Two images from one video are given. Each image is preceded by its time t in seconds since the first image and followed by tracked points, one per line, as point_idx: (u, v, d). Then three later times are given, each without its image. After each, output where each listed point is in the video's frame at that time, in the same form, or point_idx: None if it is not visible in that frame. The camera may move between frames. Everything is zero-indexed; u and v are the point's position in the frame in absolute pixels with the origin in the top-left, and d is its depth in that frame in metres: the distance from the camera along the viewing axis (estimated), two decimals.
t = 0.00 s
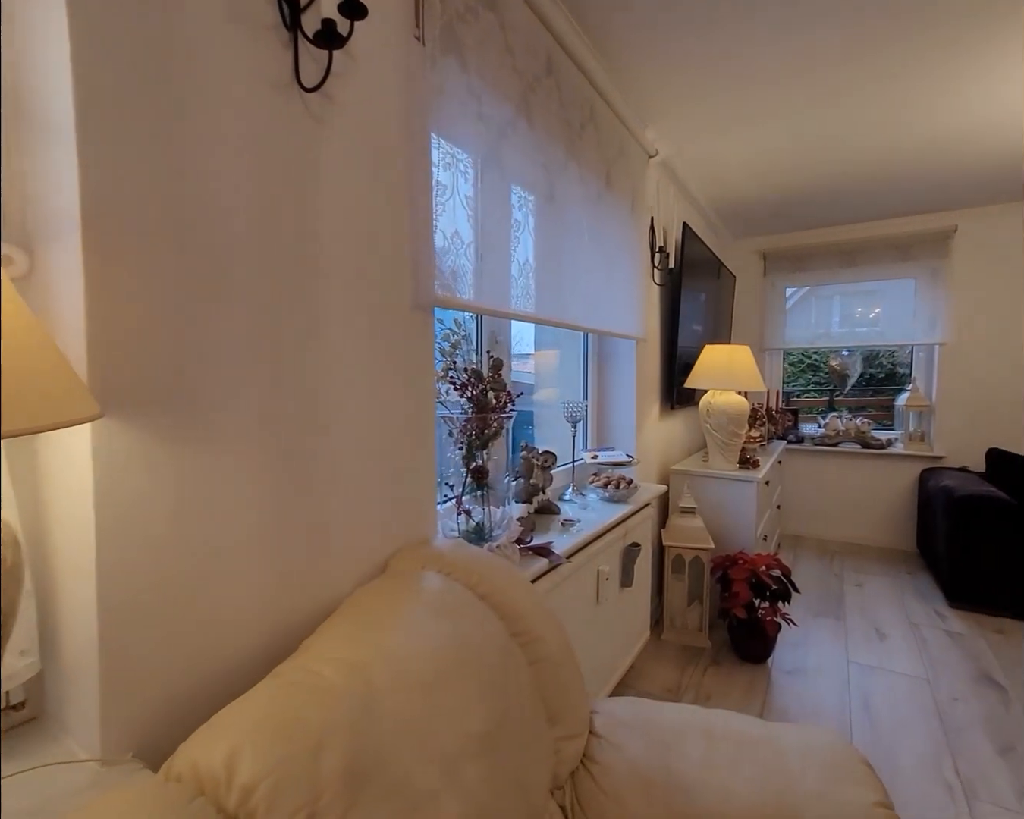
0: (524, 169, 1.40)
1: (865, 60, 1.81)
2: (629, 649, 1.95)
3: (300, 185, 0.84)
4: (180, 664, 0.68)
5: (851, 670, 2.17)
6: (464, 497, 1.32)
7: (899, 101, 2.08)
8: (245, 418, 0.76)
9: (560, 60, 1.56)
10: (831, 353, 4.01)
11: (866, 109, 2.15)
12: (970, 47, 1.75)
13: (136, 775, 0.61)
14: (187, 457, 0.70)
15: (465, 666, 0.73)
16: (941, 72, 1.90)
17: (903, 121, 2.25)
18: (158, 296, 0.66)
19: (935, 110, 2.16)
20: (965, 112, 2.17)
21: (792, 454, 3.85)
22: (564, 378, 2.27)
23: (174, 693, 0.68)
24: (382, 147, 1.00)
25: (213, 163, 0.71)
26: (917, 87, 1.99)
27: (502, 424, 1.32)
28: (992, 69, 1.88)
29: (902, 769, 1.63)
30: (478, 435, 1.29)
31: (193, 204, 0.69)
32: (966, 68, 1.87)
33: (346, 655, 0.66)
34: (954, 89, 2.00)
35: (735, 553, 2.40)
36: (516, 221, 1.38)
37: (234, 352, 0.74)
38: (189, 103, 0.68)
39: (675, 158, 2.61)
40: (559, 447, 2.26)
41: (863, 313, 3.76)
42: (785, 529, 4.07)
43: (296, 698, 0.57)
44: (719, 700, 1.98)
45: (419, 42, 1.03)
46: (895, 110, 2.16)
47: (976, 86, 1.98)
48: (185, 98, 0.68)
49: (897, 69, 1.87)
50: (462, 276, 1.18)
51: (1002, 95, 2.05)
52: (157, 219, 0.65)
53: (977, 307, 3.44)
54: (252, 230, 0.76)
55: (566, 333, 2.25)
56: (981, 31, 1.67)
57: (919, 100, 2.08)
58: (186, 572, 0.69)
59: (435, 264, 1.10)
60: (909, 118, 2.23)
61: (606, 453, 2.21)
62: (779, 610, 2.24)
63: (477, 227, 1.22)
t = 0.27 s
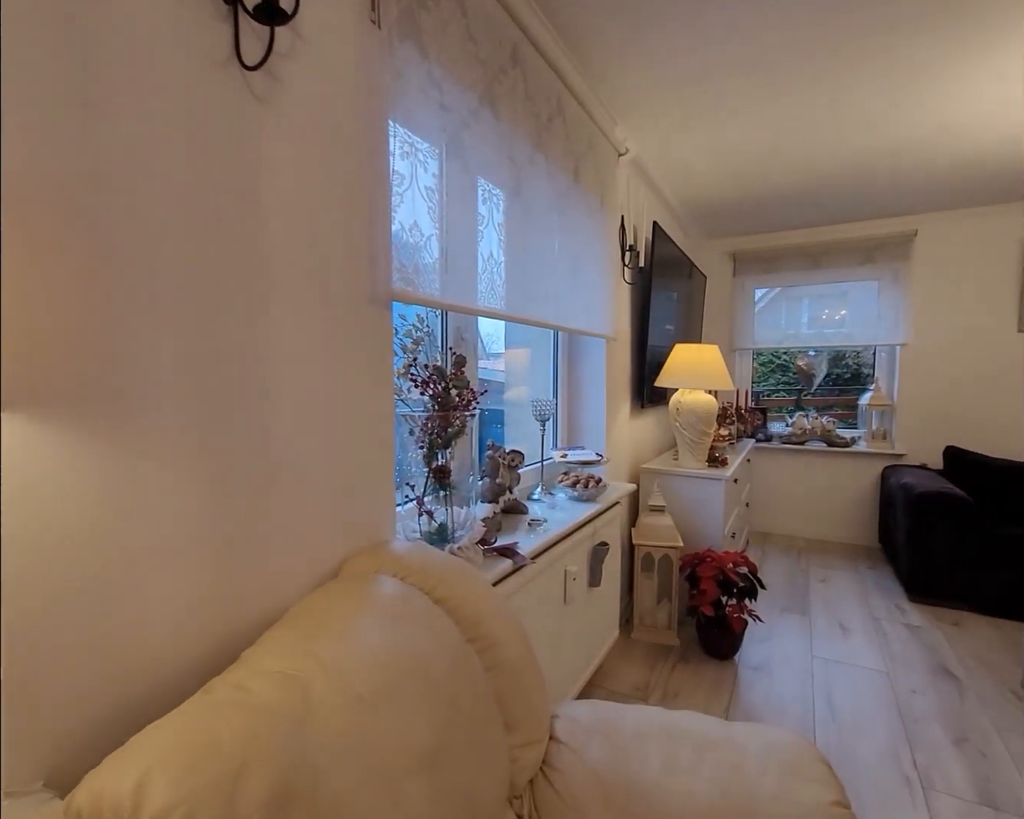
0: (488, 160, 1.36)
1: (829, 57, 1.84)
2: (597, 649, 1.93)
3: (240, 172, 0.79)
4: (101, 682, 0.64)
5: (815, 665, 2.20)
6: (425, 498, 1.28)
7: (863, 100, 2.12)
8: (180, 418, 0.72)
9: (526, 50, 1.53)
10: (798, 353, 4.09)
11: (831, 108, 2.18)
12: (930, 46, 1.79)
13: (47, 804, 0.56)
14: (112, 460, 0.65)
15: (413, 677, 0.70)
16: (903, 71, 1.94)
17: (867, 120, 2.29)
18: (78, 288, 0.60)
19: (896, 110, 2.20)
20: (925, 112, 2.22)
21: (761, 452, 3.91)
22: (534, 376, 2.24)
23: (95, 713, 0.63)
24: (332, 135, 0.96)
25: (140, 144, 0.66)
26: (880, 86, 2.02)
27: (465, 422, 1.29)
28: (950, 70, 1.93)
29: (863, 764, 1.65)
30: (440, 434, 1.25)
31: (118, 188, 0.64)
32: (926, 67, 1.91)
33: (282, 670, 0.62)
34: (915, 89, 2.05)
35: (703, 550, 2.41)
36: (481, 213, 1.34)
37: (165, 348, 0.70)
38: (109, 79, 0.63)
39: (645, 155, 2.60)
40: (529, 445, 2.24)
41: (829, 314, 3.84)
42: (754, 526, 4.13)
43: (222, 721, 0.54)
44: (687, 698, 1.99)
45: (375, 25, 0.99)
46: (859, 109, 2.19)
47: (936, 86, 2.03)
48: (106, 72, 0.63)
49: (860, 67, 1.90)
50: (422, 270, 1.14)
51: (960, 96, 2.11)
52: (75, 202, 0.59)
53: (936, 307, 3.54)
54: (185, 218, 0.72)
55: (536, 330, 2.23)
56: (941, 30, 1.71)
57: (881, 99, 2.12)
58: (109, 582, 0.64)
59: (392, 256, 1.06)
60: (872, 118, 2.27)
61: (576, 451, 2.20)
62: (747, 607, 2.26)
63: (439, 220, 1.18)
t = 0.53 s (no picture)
0: (461, 153, 1.33)
1: (804, 61, 1.85)
2: (572, 651, 1.92)
3: (190, 155, 0.74)
4: (28, 707, 0.58)
5: (788, 662, 2.22)
6: (395, 500, 1.24)
7: (836, 105, 2.15)
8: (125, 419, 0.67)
9: (500, 42, 1.50)
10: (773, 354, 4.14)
11: (805, 112, 2.21)
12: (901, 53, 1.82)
13: None
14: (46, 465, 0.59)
15: (374, 692, 0.66)
16: (874, 77, 1.97)
17: (839, 125, 2.33)
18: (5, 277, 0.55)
19: (867, 115, 2.24)
20: (894, 119, 2.27)
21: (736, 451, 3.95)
22: (510, 375, 2.21)
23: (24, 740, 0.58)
24: (293, 120, 0.91)
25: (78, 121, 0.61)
26: (853, 91, 2.05)
27: (437, 422, 1.25)
28: (920, 77, 1.97)
29: (835, 761, 1.66)
30: (411, 433, 1.21)
31: (51, 166, 0.58)
32: (895, 73, 1.94)
33: (231, 689, 0.58)
34: (885, 95, 2.09)
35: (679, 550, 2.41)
36: (454, 207, 1.31)
37: (108, 342, 0.64)
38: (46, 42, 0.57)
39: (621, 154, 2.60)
40: (505, 445, 2.21)
41: (805, 315, 3.88)
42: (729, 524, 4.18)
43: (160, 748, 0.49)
44: (663, 698, 1.98)
45: (341, 7, 0.94)
46: (831, 113, 2.23)
47: (905, 93, 2.07)
48: (36, 40, 0.57)
49: (834, 72, 1.92)
50: (391, 264, 1.10)
51: (929, 103, 2.15)
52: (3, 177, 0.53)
53: (905, 310, 3.63)
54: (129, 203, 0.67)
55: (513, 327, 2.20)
56: (911, 37, 1.74)
57: (853, 104, 2.16)
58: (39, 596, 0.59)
59: (359, 249, 1.01)
60: (844, 123, 2.31)
61: (553, 450, 2.17)
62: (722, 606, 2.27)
63: (409, 212, 1.14)
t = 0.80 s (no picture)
0: (442, 144, 1.28)
1: (788, 58, 1.85)
2: (556, 655, 1.88)
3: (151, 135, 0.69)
4: None
5: (770, 662, 2.22)
6: (373, 504, 1.19)
7: (818, 104, 2.16)
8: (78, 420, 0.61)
9: (483, 32, 1.46)
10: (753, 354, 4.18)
11: (788, 110, 2.22)
12: (883, 52, 1.83)
13: None
14: None
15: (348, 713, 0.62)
16: (856, 76, 1.98)
17: (820, 125, 2.34)
18: None
19: (848, 116, 2.26)
20: (874, 120, 2.29)
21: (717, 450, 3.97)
22: (492, 375, 2.17)
23: None
24: (264, 103, 0.86)
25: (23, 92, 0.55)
26: (835, 90, 2.06)
27: (417, 422, 1.21)
28: (899, 77, 1.99)
29: (818, 761, 1.67)
30: (389, 434, 1.17)
31: None
32: (875, 74, 1.96)
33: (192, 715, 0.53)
34: (866, 96, 2.10)
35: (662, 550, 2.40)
36: (434, 200, 1.26)
37: (59, 336, 0.58)
38: None
39: (605, 152, 2.58)
40: (488, 445, 2.17)
41: (783, 316, 3.91)
42: (710, 524, 4.20)
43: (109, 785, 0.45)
44: (647, 700, 1.97)
45: None
46: (813, 113, 2.24)
47: (886, 94, 2.09)
48: None
49: (818, 70, 1.93)
50: (369, 257, 1.05)
51: (907, 105, 2.18)
52: None
53: (881, 311, 3.69)
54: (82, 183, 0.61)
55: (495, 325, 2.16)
56: (892, 36, 1.75)
57: (835, 104, 2.17)
58: None
59: (335, 242, 0.97)
60: (825, 123, 2.32)
61: (536, 451, 2.14)
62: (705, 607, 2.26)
63: (387, 204, 1.09)
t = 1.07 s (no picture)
0: (422, 130, 1.22)
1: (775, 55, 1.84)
2: (539, 660, 1.84)
3: (97, 104, 0.62)
4: None
5: (752, 661, 2.22)
6: (350, 508, 1.12)
7: (802, 103, 2.16)
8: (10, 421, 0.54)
9: (465, 16, 1.40)
10: (731, 354, 4.21)
11: (772, 108, 2.21)
12: (867, 52, 1.84)
13: None
14: None
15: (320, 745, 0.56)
16: (840, 75, 1.98)
17: (803, 124, 2.34)
18: None
19: (831, 115, 2.27)
20: (855, 120, 2.31)
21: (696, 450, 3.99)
22: (473, 373, 2.12)
23: None
24: (227, 76, 0.79)
25: None
26: (820, 89, 2.06)
27: (397, 423, 1.15)
28: (882, 78, 2.00)
29: (801, 761, 1.66)
30: (367, 435, 1.10)
31: None
32: (856, 76, 1.97)
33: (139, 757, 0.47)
34: (849, 96, 2.11)
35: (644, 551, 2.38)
36: (414, 189, 1.20)
37: None
38: None
39: (587, 148, 2.54)
40: (468, 446, 2.11)
41: (756, 317, 3.96)
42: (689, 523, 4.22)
43: None
44: (632, 704, 1.94)
45: None
46: (796, 112, 2.24)
47: (868, 94, 2.10)
48: None
49: (804, 68, 1.92)
50: (344, 246, 0.98)
51: (888, 107, 2.20)
52: None
53: (855, 312, 3.74)
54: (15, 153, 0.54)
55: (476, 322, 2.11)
56: (878, 36, 1.75)
57: (819, 103, 2.17)
58: None
59: (309, 229, 0.90)
60: (808, 122, 2.33)
61: (518, 451, 2.09)
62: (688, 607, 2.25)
63: (364, 190, 1.03)
